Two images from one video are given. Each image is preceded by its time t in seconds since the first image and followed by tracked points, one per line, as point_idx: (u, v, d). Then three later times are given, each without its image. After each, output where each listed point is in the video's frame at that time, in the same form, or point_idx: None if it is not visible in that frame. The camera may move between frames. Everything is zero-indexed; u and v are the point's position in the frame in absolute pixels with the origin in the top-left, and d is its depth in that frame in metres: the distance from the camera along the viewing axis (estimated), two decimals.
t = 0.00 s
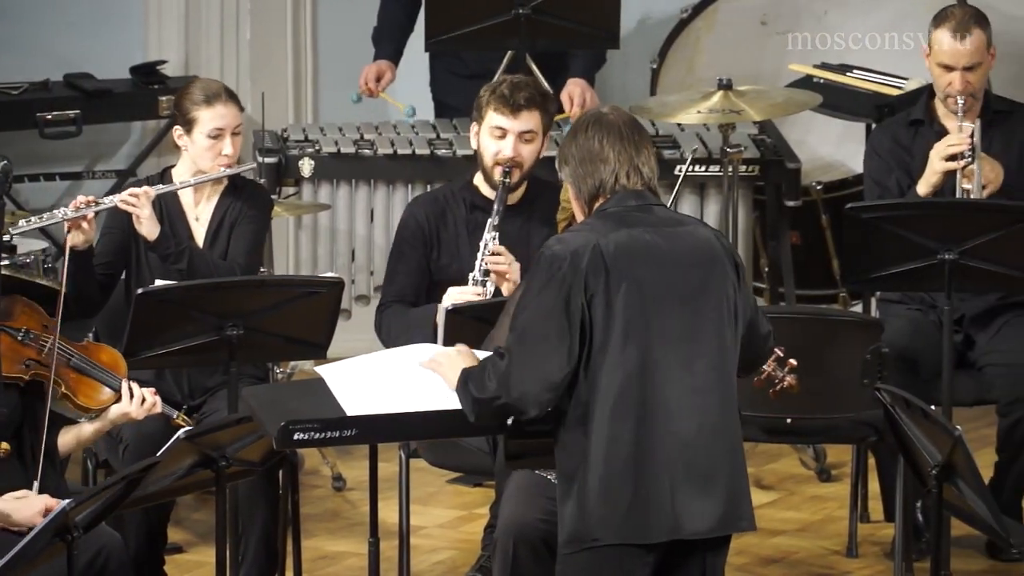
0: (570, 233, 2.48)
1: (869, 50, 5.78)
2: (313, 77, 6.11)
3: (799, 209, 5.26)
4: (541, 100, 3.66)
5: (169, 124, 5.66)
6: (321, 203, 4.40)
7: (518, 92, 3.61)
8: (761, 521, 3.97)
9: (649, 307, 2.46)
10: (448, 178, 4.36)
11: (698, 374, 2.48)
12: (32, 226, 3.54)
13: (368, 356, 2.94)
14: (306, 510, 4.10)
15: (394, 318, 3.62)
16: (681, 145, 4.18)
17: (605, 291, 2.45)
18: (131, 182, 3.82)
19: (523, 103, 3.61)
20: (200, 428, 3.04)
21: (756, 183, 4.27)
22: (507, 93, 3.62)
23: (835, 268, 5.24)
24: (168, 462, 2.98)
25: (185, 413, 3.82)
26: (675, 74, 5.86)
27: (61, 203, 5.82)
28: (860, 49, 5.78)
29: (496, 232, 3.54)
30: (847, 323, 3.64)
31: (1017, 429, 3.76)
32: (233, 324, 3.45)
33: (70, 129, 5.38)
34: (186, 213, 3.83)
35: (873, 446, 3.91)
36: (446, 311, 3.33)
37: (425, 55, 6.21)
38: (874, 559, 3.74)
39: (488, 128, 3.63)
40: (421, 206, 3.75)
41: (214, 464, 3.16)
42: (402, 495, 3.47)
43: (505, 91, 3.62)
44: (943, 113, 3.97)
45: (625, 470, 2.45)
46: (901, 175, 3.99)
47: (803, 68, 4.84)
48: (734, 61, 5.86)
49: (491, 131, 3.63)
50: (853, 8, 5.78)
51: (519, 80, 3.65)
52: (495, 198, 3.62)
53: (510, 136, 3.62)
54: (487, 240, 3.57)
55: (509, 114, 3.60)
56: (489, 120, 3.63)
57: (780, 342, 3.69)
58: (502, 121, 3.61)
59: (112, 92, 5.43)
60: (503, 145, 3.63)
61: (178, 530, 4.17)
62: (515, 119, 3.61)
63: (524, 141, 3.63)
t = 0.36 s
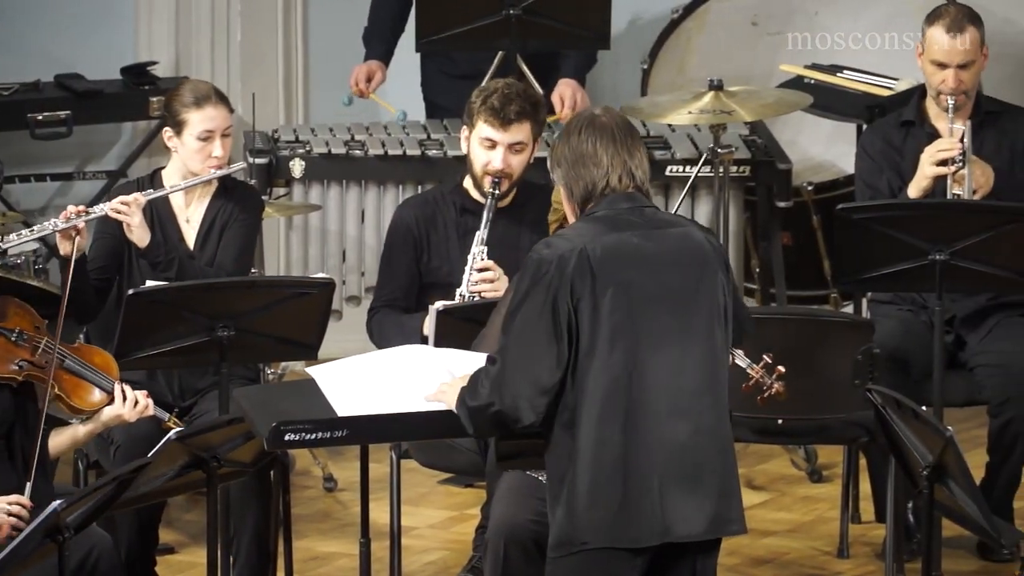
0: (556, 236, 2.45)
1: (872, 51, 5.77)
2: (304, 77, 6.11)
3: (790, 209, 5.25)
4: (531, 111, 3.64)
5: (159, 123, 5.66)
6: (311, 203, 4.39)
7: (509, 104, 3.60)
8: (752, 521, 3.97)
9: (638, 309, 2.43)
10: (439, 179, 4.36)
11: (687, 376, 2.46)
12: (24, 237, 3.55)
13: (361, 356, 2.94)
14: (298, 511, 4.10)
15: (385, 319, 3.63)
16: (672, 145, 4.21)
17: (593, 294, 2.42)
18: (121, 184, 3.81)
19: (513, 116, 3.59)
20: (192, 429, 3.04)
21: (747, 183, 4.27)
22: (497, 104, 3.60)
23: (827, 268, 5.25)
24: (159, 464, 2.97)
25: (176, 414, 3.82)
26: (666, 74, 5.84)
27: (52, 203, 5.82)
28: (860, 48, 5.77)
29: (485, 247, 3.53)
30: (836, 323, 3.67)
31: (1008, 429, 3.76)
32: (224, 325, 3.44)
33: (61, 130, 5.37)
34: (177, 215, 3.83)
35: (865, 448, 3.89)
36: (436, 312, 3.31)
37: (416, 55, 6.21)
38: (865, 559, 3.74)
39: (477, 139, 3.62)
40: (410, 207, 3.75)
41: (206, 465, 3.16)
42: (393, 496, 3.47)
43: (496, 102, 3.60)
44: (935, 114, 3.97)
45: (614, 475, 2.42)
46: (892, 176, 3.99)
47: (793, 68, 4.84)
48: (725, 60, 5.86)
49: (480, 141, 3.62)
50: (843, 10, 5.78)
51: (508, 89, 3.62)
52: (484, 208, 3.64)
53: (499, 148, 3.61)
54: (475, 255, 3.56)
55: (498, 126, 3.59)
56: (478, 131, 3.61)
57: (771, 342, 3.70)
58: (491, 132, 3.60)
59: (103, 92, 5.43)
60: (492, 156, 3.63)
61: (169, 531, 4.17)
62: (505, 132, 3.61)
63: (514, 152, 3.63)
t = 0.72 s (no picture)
0: (554, 236, 2.41)
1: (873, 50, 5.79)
2: (293, 77, 6.12)
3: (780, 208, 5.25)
4: (520, 107, 3.65)
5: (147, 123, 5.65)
6: (300, 204, 4.40)
7: (499, 100, 3.61)
8: (740, 521, 3.97)
9: (636, 310, 2.40)
10: (428, 179, 4.37)
11: (682, 377, 2.44)
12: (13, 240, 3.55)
13: (350, 356, 2.94)
14: (286, 511, 4.11)
15: (373, 319, 3.63)
16: (661, 145, 4.22)
17: (591, 296, 2.38)
18: (110, 185, 3.82)
19: (502, 111, 3.60)
20: (180, 430, 3.05)
21: (736, 183, 4.27)
22: (486, 100, 3.60)
23: (816, 267, 5.25)
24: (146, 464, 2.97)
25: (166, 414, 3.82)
26: (656, 73, 5.81)
27: (41, 204, 5.82)
28: (860, 48, 5.79)
29: (473, 242, 3.52)
30: (826, 323, 3.65)
31: (996, 430, 3.76)
32: (214, 325, 3.44)
33: (50, 130, 5.37)
34: (165, 216, 3.84)
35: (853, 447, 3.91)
36: (426, 311, 3.31)
37: (406, 54, 6.22)
38: (853, 559, 3.74)
39: (467, 134, 3.61)
40: (399, 208, 3.76)
41: (194, 464, 3.16)
42: (381, 497, 3.47)
43: (485, 98, 3.61)
44: (924, 113, 3.97)
45: (608, 476, 2.40)
46: (881, 176, 3.99)
47: (782, 68, 4.84)
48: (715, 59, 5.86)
49: (470, 138, 3.61)
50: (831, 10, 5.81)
51: (498, 86, 3.64)
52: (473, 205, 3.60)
53: (489, 143, 3.60)
54: (463, 250, 3.55)
55: (488, 120, 3.58)
56: (468, 127, 3.61)
57: (761, 341, 3.69)
58: (480, 127, 3.59)
59: (92, 92, 5.42)
60: (482, 152, 3.61)
61: (158, 531, 4.17)
62: (495, 127, 3.59)
63: (504, 147, 3.62)
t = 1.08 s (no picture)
0: (544, 244, 2.39)
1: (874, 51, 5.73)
2: (285, 79, 6.13)
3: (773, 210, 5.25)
4: (512, 105, 3.65)
5: (139, 124, 5.65)
6: (293, 204, 4.40)
7: (491, 98, 3.60)
8: (734, 522, 3.97)
9: (627, 315, 2.39)
10: (420, 179, 4.36)
11: (672, 382, 2.42)
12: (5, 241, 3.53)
13: (342, 356, 2.93)
14: (280, 512, 4.11)
15: (367, 322, 3.62)
16: (653, 145, 4.22)
17: (582, 302, 2.36)
18: (101, 186, 3.82)
19: (494, 109, 3.59)
20: (174, 430, 3.04)
21: (729, 184, 4.27)
22: (479, 98, 3.60)
23: (810, 268, 5.25)
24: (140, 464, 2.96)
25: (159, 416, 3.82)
26: (648, 73, 5.87)
27: (34, 205, 5.82)
28: (860, 48, 5.75)
29: (467, 240, 3.52)
30: (818, 323, 3.65)
31: (990, 430, 3.76)
32: (206, 325, 3.44)
33: (42, 131, 5.37)
34: (157, 217, 3.84)
35: (847, 448, 3.91)
36: (418, 312, 3.30)
37: (399, 56, 6.22)
38: (847, 560, 3.73)
39: (458, 133, 3.61)
40: (392, 208, 3.75)
41: (188, 465, 3.15)
42: (375, 496, 3.46)
43: (477, 96, 3.60)
44: (916, 114, 3.98)
45: (601, 482, 2.38)
46: (874, 176, 3.99)
47: (774, 68, 4.85)
48: (707, 61, 5.86)
49: (462, 137, 3.60)
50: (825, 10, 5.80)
51: (491, 85, 3.63)
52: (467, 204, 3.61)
53: (482, 142, 3.59)
54: (458, 248, 3.55)
55: (480, 120, 3.58)
56: (460, 125, 3.60)
57: (755, 342, 3.69)
58: (472, 126, 3.59)
59: (84, 93, 5.41)
60: (474, 151, 3.60)
61: (151, 532, 4.17)
62: (487, 126, 3.59)
63: (496, 147, 3.62)
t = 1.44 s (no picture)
0: (533, 240, 2.40)
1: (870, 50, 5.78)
2: (279, 78, 6.12)
3: (766, 210, 5.25)
4: (506, 107, 3.63)
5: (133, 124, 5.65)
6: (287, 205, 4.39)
7: (484, 99, 3.59)
8: (727, 522, 3.97)
9: (614, 312, 2.39)
10: (414, 179, 4.36)
11: (661, 379, 2.42)
12: None
13: (336, 356, 2.93)
14: (273, 512, 4.11)
15: (360, 321, 3.61)
16: (647, 146, 4.22)
17: (568, 299, 2.37)
18: (95, 187, 3.83)
19: (488, 111, 3.58)
20: (168, 431, 3.04)
21: (722, 184, 4.27)
22: (473, 99, 3.59)
23: (803, 269, 5.25)
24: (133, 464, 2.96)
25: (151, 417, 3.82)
26: (642, 73, 5.82)
27: (27, 205, 5.83)
28: (860, 48, 5.78)
29: (460, 242, 3.52)
30: (813, 324, 3.63)
31: (983, 430, 3.76)
32: (199, 326, 3.43)
33: (36, 131, 5.37)
34: (151, 217, 3.84)
35: (840, 448, 3.91)
36: (412, 311, 3.29)
37: (392, 56, 6.23)
38: (841, 560, 3.73)
39: (451, 135, 3.61)
40: (386, 209, 3.75)
41: (182, 465, 3.15)
42: (369, 496, 3.46)
43: (471, 98, 3.59)
44: (910, 114, 3.98)
45: (588, 479, 2.38)
46: (867, 177, 4.00)
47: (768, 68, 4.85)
48: (699, 62, 5.86)
49: (456, 138, 3.60)
50: (816, 11, 5.83)
51: (484, 86, 3.62)
52: (460, 205, 3.61)
53: (475, 143, 3.59)
54: (451, 249, 3.55)
55: (473, 121, 3.57)
56: (453, 127, 3.60)
57: (748, 342, 3.68)
58: (466, 128, 3.58)
59: (78, 94, 5.41)
60: (467, 152, 3.60)
61: (144, 531, 4.17)
62: (480, 127, 3.58)
63: (490, 148, 3.61)
